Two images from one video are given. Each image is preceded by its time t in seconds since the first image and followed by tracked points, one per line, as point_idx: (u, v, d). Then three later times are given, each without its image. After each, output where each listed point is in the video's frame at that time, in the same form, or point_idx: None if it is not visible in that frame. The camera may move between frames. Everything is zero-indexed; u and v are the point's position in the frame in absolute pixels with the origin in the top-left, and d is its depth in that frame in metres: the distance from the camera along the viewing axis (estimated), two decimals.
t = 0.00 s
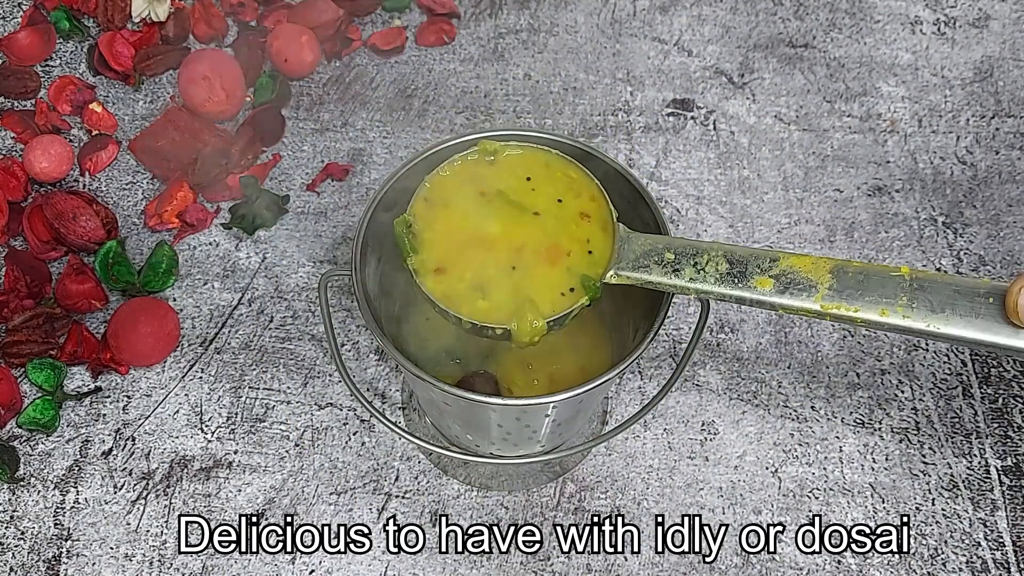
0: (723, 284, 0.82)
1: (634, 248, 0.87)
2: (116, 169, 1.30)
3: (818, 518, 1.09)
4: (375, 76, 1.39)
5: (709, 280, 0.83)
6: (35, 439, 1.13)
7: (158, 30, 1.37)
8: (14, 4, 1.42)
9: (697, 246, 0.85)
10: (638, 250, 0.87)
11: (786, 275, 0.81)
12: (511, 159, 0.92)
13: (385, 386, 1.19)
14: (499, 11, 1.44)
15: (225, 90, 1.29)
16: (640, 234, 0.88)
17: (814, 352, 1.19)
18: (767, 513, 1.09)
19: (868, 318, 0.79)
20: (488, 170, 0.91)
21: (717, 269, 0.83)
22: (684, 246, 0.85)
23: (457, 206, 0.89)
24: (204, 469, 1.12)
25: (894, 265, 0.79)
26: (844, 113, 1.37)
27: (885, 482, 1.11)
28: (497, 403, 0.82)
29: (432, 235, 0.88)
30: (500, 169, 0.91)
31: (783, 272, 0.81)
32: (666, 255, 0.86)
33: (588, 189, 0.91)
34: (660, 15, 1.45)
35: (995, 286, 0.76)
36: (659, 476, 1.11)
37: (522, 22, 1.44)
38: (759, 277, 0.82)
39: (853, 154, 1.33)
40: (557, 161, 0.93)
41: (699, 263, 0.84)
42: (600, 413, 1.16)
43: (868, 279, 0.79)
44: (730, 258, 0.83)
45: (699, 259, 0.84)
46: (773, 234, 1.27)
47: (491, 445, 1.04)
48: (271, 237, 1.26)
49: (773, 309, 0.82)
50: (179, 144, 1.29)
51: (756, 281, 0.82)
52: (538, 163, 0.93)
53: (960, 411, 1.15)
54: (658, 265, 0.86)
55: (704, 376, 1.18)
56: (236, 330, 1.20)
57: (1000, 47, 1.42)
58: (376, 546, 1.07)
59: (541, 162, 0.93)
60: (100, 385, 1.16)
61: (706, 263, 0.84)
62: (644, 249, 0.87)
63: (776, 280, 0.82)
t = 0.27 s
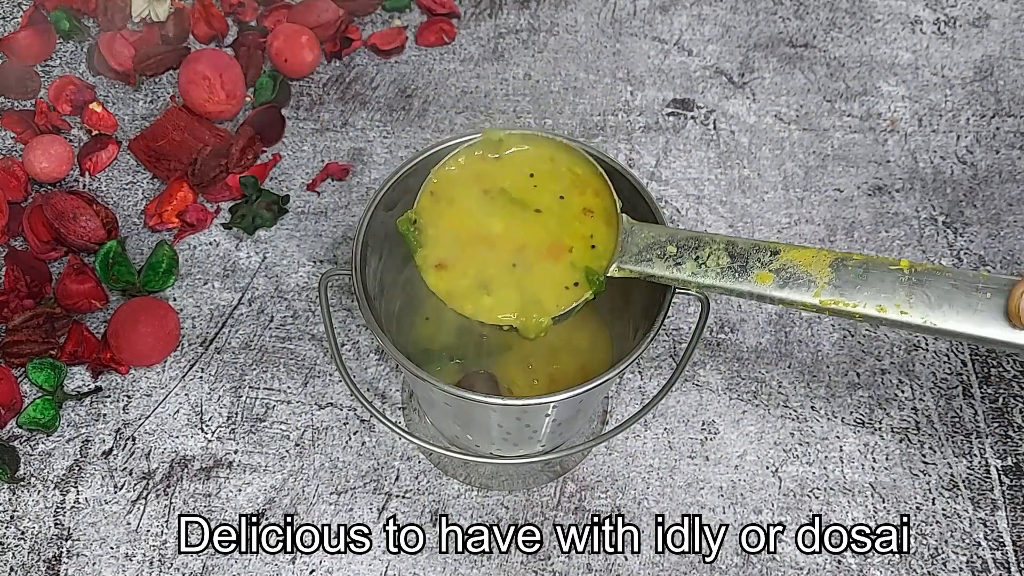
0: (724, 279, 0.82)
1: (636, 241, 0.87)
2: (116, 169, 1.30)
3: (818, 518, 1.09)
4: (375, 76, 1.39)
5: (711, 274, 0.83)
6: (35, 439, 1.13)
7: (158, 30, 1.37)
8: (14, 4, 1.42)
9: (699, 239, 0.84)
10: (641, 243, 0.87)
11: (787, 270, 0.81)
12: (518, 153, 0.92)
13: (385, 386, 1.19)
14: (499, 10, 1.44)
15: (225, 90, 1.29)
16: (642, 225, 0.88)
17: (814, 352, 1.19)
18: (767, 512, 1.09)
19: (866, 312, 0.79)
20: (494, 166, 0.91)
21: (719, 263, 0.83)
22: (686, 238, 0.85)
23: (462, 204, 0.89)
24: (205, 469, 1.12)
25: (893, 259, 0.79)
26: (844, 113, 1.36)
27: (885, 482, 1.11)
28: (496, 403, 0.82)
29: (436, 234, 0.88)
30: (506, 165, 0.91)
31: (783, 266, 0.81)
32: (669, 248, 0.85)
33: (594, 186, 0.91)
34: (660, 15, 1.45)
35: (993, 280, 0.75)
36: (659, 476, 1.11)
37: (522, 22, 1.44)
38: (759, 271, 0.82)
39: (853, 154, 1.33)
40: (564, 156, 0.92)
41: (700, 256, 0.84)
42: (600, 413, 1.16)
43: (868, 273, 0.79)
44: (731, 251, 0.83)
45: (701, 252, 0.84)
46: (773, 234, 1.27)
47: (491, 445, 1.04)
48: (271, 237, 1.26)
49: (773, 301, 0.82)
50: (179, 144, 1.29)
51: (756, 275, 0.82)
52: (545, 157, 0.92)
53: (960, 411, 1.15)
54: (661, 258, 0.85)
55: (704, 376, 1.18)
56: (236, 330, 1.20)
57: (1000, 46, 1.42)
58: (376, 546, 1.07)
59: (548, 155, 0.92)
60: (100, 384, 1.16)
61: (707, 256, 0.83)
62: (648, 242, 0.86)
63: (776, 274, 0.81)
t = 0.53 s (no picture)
0: (721, 269, 0.80)
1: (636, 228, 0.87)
2: (116, 169, 1.30)
3: (818, 518, 1.09)
4: (375, 76, 1.39)
5: (708, 264, 0.81)
6: (35, 439, 1.13)
7: (158, 30, 1.37)
8: (14, 4, 1.42)
9: (696, 227, 0.81)
10: (640, 231, 0.86)
11: (783, 260, 0.77)
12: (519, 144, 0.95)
13: (385, 386, 1.19)
14: (499, 10, 1.44)
15: (225, 90, 1.29)
16: (642, 212, 0.87)
17: (814, 352, 1.19)
18: (767, 512, 1.09)
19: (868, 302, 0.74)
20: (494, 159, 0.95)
21: (716, 252, 0.80)
22: (683, 227, 0.83)
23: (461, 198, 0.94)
24: (205, 469, 1.12)
25: (890, 245, 0.72)
26: (844, 113, 1.37)
27: (885, 482, 1.11)
28: (496, 403, 0.82)
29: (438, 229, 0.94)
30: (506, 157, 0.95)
31: (780, 256, 0.77)
32: (668, 238, 0.84)
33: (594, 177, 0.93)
34: (660, 15, 1.45)
35: (995, 271, 0.68)
36: (659, 476, 1.11)
37: (522, 22, 1.44)
38: (757, 262, 0.78)
39: (853, 154, 1.33)
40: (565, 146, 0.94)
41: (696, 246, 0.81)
42: (600, 413, 1.16)
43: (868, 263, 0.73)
44: (727, 239, 0.80)
45: (698, 241, 0.81)
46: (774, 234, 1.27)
47: (491, 446, 1.04)
48: (271, 237, 1.26)
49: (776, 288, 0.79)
50: (179, 144, 1.29)
51: (753, 266, 0.78)
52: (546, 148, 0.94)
53: (960, 412, 1.15)
54: (660, 248, 0.84)
55: (704, 376, 1.18)
56: (236, 330, 1.20)
57: (1000, 47, 1.42)
58: (376, 546, 1.07)
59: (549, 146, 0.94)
60: (100, 384, 1.16)
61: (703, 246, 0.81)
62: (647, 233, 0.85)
63: (773, 265, 0.77)
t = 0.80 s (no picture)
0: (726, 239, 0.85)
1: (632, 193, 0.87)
2: (116, 169, 1.30)
3: (818, 519, 1.09)
4: (375, 76, 1.39)
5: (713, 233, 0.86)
6: (35, 439, 1.13)
7: (158, 30, 1.37)
8: (14, 5, 1.42)
9: (697, 198, 0.84)
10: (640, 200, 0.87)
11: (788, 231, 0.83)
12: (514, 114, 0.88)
13: (385, 386, 1.19)
14: (499, 11, 1.44)
15: (225, 90, 1.29)
16: (640, 177, 0.87)
17: (814, 353, 1.19)
18: (767, 512, 1.09)
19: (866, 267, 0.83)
20: (491, 139, 0.89)
21: (719, 222, 0.85)
22: (682, 196, 0.84)
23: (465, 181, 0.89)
24: (204, 469, 1.11)
25: (899, 227, 0.78)
26: (844, 113, 1.36)
27: (886, 482, 1.11)
28: (496, 403, 0.82)
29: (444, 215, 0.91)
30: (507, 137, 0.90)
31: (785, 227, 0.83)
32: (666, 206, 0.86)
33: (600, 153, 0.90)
34: (660, 15, 1.45)
35: (999, 251, 0.76)
36: (659, 476, 1.11)
37: (522, 22, 1.44)
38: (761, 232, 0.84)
39: (853, 154, 1.33)
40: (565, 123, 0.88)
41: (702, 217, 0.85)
42: (600, 413, 1.16)
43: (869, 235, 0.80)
44: (730, 212, 0.84)
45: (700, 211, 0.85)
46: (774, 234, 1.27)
47: (491, 446, 1.04)
48: (271, 237, 1.27)
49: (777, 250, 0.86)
50: (179, 144, 1.29)
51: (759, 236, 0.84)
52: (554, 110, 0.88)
53: (960, 411, 1.15)
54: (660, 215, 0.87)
55: (704, 376, 1.18)
56: (237, 330, 1.20)
57: (1000, 46, 1.42)
58: (376, 546, 1.07)
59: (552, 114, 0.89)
60: (100, 384, 1.16)
61: (707, 217, 0.85)
62: (646, 200, 0.87)
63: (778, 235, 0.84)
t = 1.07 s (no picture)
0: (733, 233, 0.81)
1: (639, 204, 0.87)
2: (116, 169, 1.30)
3: (818, 519, 1.09)
4: (375, 76, 1.39)
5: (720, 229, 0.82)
6: (35, 439, 1.13)
7: (158, 30, 1.37)
8: (14, 5, 1.42)
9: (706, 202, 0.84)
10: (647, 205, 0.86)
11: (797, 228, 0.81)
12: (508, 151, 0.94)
13: (385, 386, 1.19)
14: (499, 11, 1.44)
15: (225, 90, 1.29)
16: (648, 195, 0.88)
17: (813, 353, 1.19)
18: (767, 513, 1.09)
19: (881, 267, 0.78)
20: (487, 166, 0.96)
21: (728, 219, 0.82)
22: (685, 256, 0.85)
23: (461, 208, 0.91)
24: (205, 469, 1.12)
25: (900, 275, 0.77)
26: (845, 114, 1.36)
27: (885, 482, 1.11)
28: (496, 403, 0.82)
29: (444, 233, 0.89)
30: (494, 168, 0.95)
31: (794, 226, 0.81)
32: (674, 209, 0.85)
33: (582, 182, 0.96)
34: (660, 16, 1.45)
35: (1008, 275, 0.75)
36: (659, 476, 1.11)
37: (523, 23, 1.44)
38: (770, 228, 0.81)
39: (853, 155, 1.33)
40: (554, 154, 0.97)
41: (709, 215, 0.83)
42: (600, 413, 1.16)
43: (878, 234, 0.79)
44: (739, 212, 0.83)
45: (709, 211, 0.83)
46: (774, 234, 1.27)
47: (491, 446, 1.04)
48: (271, 237, 1.27)
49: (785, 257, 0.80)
50: (179, 144, 1.29)
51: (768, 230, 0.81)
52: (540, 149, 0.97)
53: (960, 412, 1.15)
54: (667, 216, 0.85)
55: (704, 377, 1.18)
56: (237, 330, 1.20)
57: (1000, 47, 1.42)
58: (375, 546, 1.07)
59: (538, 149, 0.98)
60: (100, 385, 1.16)
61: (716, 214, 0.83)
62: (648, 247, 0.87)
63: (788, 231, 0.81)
